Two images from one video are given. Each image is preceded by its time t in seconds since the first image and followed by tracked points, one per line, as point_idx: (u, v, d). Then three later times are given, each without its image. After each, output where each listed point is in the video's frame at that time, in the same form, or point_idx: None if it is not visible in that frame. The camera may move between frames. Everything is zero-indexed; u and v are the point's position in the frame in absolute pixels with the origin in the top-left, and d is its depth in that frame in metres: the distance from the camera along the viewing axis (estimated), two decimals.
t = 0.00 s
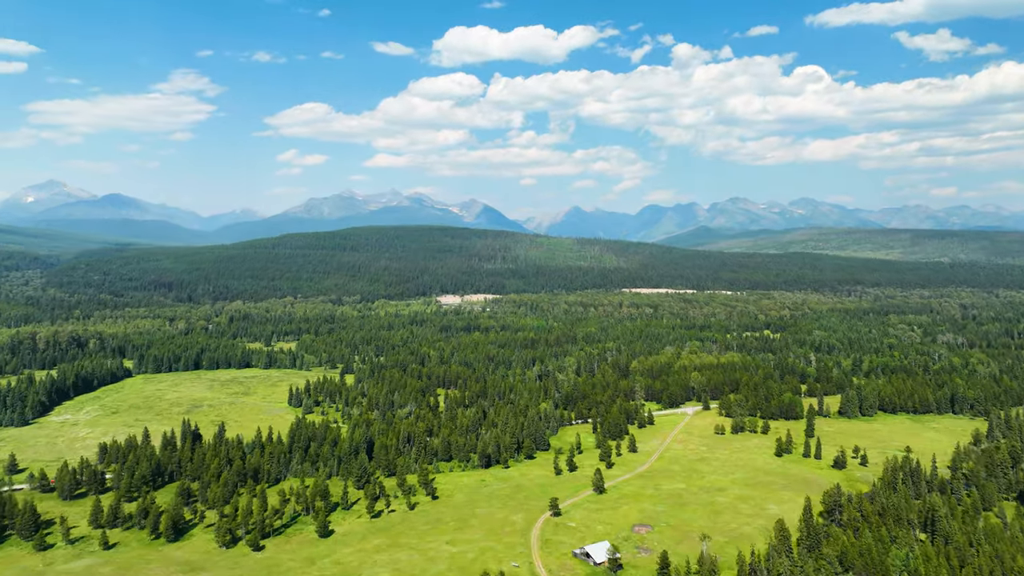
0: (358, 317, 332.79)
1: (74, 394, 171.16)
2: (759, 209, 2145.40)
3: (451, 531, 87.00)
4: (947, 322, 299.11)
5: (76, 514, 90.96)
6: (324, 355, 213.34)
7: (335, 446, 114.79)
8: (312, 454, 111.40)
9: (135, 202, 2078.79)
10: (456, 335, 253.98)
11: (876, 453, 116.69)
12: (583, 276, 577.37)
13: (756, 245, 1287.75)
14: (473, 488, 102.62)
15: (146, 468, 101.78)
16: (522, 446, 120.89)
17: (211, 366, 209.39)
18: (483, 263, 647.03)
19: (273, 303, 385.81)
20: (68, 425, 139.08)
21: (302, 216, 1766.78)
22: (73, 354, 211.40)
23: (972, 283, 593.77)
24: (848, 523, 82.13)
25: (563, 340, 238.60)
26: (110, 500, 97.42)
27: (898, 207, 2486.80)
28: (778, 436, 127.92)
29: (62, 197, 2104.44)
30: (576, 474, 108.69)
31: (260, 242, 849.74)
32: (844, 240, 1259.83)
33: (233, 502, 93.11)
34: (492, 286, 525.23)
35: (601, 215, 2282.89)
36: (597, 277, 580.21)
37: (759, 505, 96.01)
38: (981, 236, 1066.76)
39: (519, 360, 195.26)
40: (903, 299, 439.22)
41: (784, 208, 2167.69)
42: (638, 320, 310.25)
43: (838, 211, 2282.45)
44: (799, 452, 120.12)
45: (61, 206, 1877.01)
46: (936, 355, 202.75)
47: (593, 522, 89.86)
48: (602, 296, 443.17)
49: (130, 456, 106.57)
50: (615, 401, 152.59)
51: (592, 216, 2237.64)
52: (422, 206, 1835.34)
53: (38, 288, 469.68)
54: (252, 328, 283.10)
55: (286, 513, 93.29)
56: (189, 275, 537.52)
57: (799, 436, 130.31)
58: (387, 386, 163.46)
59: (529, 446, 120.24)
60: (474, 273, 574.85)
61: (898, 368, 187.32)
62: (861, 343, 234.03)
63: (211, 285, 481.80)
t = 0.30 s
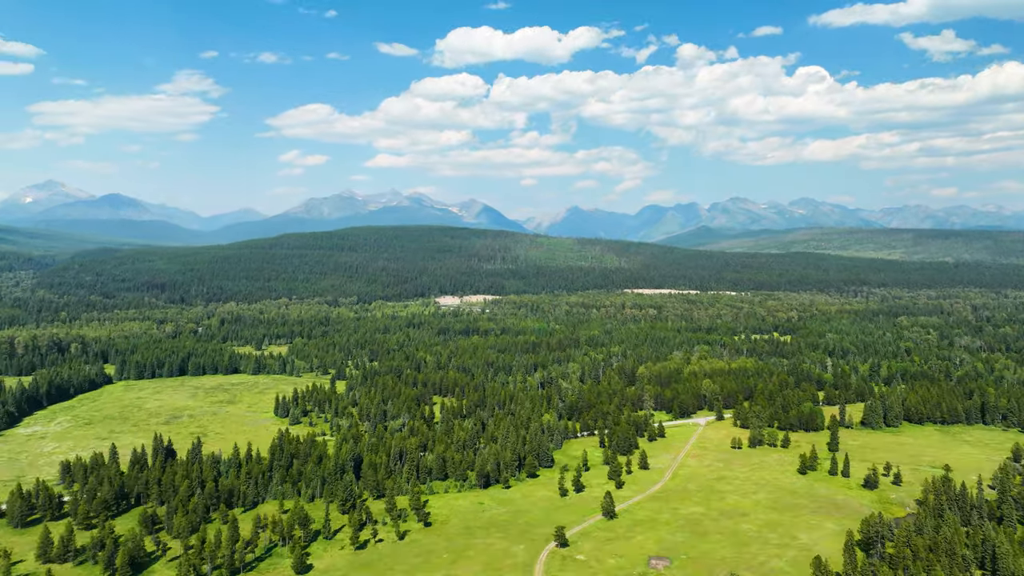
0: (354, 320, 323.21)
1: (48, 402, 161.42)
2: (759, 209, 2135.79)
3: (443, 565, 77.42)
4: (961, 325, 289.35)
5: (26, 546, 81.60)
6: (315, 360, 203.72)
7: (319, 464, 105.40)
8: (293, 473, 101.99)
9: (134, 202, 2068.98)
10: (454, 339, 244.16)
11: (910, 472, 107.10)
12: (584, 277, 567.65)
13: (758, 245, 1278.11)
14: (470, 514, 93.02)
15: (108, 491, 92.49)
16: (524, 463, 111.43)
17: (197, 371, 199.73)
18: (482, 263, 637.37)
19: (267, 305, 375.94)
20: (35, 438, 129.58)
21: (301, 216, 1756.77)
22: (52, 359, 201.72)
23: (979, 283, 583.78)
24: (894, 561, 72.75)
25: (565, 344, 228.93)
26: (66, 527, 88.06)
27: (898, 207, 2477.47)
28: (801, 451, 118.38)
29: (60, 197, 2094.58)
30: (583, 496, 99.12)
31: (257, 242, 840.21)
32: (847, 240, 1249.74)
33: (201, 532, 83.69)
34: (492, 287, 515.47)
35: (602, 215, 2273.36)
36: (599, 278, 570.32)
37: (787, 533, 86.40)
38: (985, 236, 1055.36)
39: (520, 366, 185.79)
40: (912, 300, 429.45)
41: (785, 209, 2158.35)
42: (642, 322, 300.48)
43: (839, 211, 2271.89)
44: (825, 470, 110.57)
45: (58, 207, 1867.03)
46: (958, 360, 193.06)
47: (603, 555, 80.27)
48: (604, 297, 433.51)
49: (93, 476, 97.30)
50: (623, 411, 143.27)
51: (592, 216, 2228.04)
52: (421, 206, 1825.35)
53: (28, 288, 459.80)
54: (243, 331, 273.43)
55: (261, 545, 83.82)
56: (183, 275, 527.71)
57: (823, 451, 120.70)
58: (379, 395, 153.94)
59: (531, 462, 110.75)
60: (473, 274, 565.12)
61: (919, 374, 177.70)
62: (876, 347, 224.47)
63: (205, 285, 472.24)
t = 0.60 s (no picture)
0: (348, 322, 311.50)
1: (14, 413, 149.90)
2: (760, 208, 2125.31)
3: None
4: (980, 327, 277.75)
5: None
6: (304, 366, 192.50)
7: (298, 489, 94.54)
8: (268, 501, 91.13)
9: (132, 202, 2056.75)
10: (451, 343, 232.91)
11: (957, 497, 95.91)
12: (585, 277, 556.40)
13: (760, 245, 1265.26)
14: (465, 548, 81.98)
15: (53, 523, 81.64)
16: (525, 487, 100.46)
17: (178, 378, 188.32)
18: (482, 263, 626.55)
19: (259, 307, 364.41)
20: None
21: (300, 216, 1744.65)
22: (25, 365, 190.30)
23: (988, 283, 572.03)
24: None
25: (568, 349, 217.69)
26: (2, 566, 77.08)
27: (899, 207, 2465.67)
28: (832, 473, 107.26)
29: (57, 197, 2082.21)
30: (593, 528, 87.96)
31: (254, 242, 828.69)
32: (849, 239, 1238.03)
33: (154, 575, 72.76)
34: (491, 288, 504.04)
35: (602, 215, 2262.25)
36: (600, 278, 558.89)
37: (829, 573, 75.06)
38: (989, 236, 1043.11)
39: (522, 374, 174.74)
40: (922, 301, 417.97)
41: (786, 208, 2147.45)
42: (647, 324, 289.06)
43: (841, 211, 2260.00)
44: (861, 494, 99.39)
45: (55, 207, 1854.72)
46: (986, 367, 181.91)
47: None
48: (607, 298, 421.92)
49: (39, 504, 86.44)
50: (632, 425, 132.40)
51: (592, 216, 2216.75)
52: (421, 206, 1813.37)
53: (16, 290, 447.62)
54: (231, 334, 261.99)
55: None
56: (177, 276, 516.34)
57: (855, 471, 109.51)
58: (370, 406, 143.09)
59: (535, 486, 99.75)
60: (472, 274, 553.89)
61: (947, 383, 166.61)
62: (896, 352, 213.08)
63: (197, 286, 460.67)
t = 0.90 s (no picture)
0: (340, 324, 301.14)
1: None
2: (757, 208, 2118.36)
3: None
4: (993, 329, 268.76)
5: None
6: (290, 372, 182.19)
7: (270, 519, 84.57)
8: (236, 532, 81.44)
9: (128, 201, 2044.39)
10: (446, 347, 223.10)
11: (1004, 526, 86.38)
12: (583, 277, 547.27)
13: (759, 245, 1256.28)
14: None
15: None
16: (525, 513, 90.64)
17: (156, 386, 178.18)
18: (478, 264, 616.98)
19: (249, 308, 354.35)
20: None
21: (295, 216, 1733.00)
22: None
23: (992, 284, 563.48)
24: None
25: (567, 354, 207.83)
26: None
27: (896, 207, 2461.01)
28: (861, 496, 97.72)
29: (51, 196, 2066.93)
30: (601, 563, 78.13)
31: (247, 241, 817.90)
32: (848, 239, 1230.44)
33: None
34: (488, 289, 493.90)
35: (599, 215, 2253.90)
36: (599, 278, 548.62)
37: None
38: (989, 236, 1034.59)
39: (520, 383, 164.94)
40: (928, 302, 409.32)
41: (783, 208, 2141.57)
42: (650, 326, 278.94)
43: (838, 211, 2252.26)
44: (896, 520, 89.80)
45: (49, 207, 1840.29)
46: (1010, 374, 172.49)
47: None
48: (606, 298, 412.58)
49: None
50: (640, 439, 122.56)
51: (590, 215, 2208.65)
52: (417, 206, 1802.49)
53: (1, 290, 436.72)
54: (217, 337, 251.78)
55: None
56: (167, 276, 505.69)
57: (886, 493, 99.94)
58: (358, 420, 133.04)
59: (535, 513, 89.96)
60: (468, 274, 544.59)
61: (972, 391, 157.12)
62: (911, 356, 203.72)
63: (187, 287, 450.12)
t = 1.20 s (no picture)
0: (327, 327, 289.32)
1: None
2: (751, 208, 2113.65)
3: None
4: (1006, 331, 258.93)
5: None
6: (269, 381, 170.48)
7: (227, 563, 73.15)
8: None
9: (118, 202, 2025.91)
10: (437, 352, 212.24)
11: None
12: (578, 278, 536.81)
13: (753, 245, 1248.15)
14: None
15: None
16: (522, 552, 79.50)
17: (125, 397, 166.06)
18: (471, 264, 605.90)
19: (233, 311, 342.11)
20: None
21: (286, 216, 1717.69)
22: None
23: (992, 284, 554.79)
24: None
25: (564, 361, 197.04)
26: None
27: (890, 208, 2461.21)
28: (901, 529, 86.62)
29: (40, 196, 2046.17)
30: None
31: (237, 241, 804.60)
32: (843, 239, 1223.53)
33: None
34: (481, 290, 482.84)
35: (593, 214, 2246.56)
36: (594, 279, 539.21)
37: None
38: (985, 236, 1026.98)
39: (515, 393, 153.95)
40: (931, 303, 399.86)
41: (777, 208, 2137.06)
42: (649, 330, 268.05)
43: (832, 211, 2247.76)
44: (944, 557, 78.97)
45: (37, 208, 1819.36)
46: None
47: None
48: (601, 300, 402.27)
49: None
50: (648, 460, 111.34)
51: (583, 215, 2200.73)
52: (410, 206, 1789.44)
53: None
54: (196, 342, 239.89)
55: None
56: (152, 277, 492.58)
57: (927, 526, 88.81)
58: (337, 436, 121.72)
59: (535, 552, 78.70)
60: (461, 275, 533.63)
61: (999, 401, 146.55)
62: (926, 361, 193.65)
63: (172, 289, 437.56)
